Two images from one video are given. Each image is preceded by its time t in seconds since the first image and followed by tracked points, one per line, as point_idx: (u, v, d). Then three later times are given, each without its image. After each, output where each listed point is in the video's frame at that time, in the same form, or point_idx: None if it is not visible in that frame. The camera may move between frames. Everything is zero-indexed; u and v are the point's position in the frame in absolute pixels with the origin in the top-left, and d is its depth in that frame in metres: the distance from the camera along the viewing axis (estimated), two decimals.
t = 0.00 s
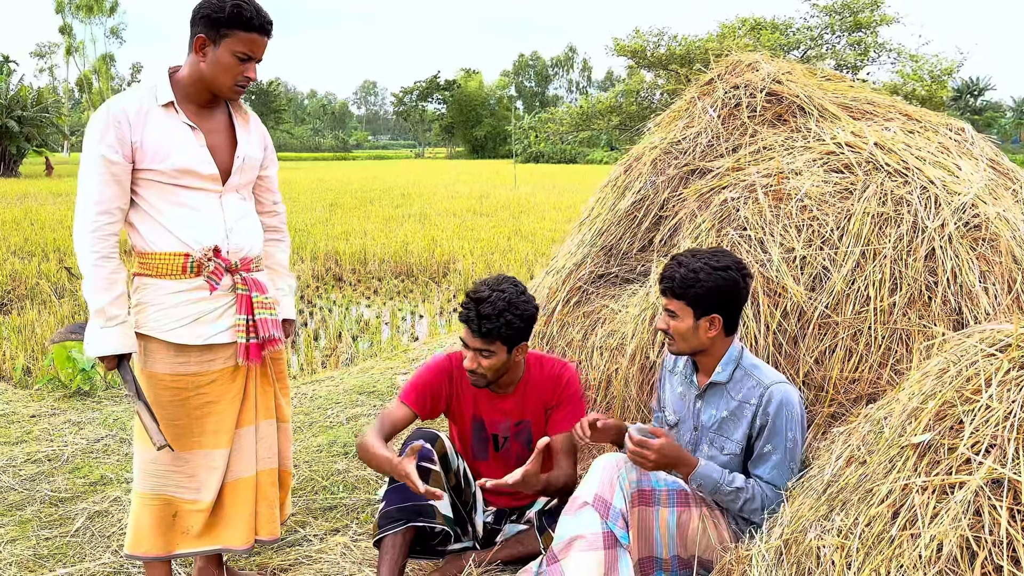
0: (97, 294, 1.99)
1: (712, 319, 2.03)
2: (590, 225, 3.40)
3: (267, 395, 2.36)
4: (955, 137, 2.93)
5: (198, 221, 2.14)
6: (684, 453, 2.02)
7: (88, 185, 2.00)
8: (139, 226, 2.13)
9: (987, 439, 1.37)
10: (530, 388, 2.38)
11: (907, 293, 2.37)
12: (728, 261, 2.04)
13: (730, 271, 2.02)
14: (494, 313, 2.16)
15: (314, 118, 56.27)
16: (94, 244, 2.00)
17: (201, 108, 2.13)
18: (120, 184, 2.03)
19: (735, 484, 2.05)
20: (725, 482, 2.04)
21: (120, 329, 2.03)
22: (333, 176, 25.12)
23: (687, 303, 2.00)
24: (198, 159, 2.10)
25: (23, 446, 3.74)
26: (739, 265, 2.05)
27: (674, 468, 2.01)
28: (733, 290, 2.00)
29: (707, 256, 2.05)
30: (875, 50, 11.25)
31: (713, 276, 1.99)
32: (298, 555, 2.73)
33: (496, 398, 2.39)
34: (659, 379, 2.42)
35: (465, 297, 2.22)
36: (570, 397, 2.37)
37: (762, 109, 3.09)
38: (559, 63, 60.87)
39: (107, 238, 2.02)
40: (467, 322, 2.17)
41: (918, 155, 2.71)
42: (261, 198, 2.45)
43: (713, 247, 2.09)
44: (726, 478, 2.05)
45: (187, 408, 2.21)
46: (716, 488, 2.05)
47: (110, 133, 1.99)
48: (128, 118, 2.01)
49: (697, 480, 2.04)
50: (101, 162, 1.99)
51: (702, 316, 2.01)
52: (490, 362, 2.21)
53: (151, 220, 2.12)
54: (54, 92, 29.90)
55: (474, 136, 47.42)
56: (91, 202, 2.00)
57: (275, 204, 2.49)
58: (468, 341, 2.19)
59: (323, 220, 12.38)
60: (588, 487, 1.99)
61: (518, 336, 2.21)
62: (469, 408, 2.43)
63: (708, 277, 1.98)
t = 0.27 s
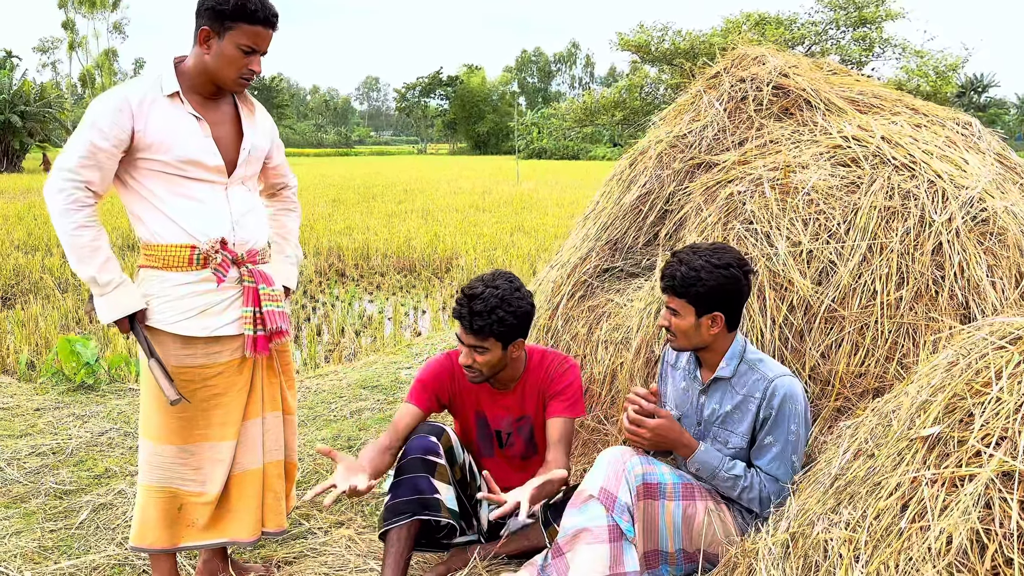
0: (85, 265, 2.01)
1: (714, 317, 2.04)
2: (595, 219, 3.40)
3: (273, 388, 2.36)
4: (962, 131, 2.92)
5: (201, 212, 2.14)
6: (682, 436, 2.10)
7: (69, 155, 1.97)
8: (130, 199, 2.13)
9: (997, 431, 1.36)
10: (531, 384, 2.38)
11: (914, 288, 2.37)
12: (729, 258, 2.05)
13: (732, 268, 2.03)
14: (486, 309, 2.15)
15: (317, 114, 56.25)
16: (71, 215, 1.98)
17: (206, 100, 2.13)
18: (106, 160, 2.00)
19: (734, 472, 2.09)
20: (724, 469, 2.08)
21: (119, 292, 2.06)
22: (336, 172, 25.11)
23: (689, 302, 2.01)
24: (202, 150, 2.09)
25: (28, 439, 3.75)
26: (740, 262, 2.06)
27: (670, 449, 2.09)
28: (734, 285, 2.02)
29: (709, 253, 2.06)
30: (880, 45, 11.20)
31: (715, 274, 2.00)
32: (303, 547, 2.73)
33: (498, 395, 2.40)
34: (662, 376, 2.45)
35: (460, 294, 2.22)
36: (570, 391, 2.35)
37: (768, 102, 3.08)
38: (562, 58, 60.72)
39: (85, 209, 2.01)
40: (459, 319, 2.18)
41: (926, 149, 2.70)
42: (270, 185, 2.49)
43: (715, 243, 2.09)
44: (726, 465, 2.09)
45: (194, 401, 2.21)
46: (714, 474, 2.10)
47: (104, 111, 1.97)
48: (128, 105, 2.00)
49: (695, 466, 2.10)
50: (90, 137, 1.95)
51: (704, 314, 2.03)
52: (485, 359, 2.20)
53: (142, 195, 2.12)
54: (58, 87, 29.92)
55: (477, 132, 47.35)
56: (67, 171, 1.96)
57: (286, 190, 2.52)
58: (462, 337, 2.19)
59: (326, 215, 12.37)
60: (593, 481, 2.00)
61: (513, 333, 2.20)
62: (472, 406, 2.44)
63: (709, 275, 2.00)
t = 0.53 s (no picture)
0: (80, 230, 2.03)
1: (718, 319, 2.05)
2: (601, 216, 3.39)
3: (279, 383, 2.37)
4: (971, 128, 2.90)
5: (207, 207, 2.14)
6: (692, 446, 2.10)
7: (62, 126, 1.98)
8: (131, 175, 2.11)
9: (1007, 429, 1.35)
10: (541, 376, 2.39)
11: (921, 285, 2.36)
12: (736, 261, 2.05)
13: (738, 271, 2.03)
14: (496, 287, 2.18)
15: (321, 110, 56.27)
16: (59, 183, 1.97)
17: (216, 96, 2.13)
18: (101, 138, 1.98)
19: (747, 480, 2.08)
20: (737, 479, 2.08)
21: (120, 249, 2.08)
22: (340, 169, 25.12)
23: (695, 303, 2.01)
24: (208, 146, 2.09)
25: (35, 435, 3.77)
26: (747, 265, 2.07)
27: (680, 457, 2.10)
28: (739, 289, 2.02)
29: (715, 255, 2.06)
30: (886, 41, 11.15)
31: (720, 277, 2.00)
32: (309, 544, 2.74)
33: (509, 387, 2.40)
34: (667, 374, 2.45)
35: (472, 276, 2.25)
36: (582, 381, 2.35)
37: (775, 99, 3.07)
38: (566, 55, 60.60)
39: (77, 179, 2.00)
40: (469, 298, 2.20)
41: (934, 146, 2.69)
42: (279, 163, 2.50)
43: (723, 244, 2.09)
44: (738, 474, 2.08)
45: (200, 396, 2.21)
46: (727, 484, 2.09)
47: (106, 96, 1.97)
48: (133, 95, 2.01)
49: (708, 478, 2.09)
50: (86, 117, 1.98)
51: (709, 316, 2.03)
52: (494, 341, 2.21)
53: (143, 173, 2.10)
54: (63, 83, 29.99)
55: (481, 129, 47.31)
56: (56, 140, 1.96)
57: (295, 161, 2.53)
58: (472, 318, 2.21)
59: (331, 212, 12.38)
60: (602, 478, 1.99)
61: (521, 313, 2.21)
62: (481, 397, 2.43)
63: (715, 277, 2.00)
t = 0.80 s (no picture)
0: (81, 206, 2.06)
1: (721, 324, 2.04)
2: (606, 215, 3.39)
3: (283, 383, 2.37)
4: (976, 127, 2.89)
5: (209, 204, 2.15)
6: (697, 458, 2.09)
7: (63, 109, 2.00)
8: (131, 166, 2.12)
9: (1012, 431, 1.34)
10: (550, 370, 2.39)
11: (927, 285, 2.35)
12: (743, 268, 2.03)
13: (745, 279, 2.01)
14: (509, 276, 2.21)
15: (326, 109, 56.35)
16: (54, 165, 2.00)
17: (223, 98, 2.14)
18: (98, 127, 1.99)
19: (751, 486, 2.08)
20: (740, 485, 2.07)
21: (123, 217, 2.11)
22: (345, 167, 25.15)
23: (697, 307, 2.01)
24: (212, 146, 2.10)
25: (41, 434, 3.79)
26: (755, 273, 2.05)
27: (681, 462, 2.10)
28: (744, 297, 2.01)
29: (723, 260, 2.05)
30: (892, 39, 11.10)
31: (725, 284, 1.99)
32: (314, 543, 2.74)
33: (518, 381, 2.40)
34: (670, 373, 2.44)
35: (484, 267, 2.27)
36: (590, 377, 2.36)
37: (780, 98, 3.06)
38: (571, 53, 60.54)
39: (75, 160, 2.03)
40: (483, 288, 2.23)
41: (940, 145, 2.68)
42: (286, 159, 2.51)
43: (733, 249, 2.08)
44: (742, 480, 2.08)
45: (204, 396, 2.22)
46: (731, 490, 2.09)
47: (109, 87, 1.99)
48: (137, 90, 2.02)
49: (710, 487, 2.10)
50: (85, 104, 1.99)
51: (711, 321, 2.03)
52: (507, 330, 2.22)
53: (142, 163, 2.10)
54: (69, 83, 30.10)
55: (486, 127, 47.31)
56: (54, 123, 1.99)
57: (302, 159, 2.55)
58: (484, 307, 2.23)
59: (336, 211, 12.40)
60: (605, 477, 1.99)
61: (533, 302, 2.23)
62: (490, 390, 2.43)
63: (720, 284, 1.99)
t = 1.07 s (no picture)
0: (97, 214, 2.12)
1: (723, 331, 2.05)
2: (611, 218, 3.39)
3: (288, 388, 2.38)
4: (982, 129, 2.88)
5: (217, 210, 2.17)
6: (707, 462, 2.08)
7: (73, 122, 2.02)
8: (140, 175, 2.14)
9: (1017, 436, 1.34)
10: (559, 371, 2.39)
11: (932, 287, 2.34)
12: (746, 276, 2.03)
13: (747, 287, 2.01)
14: (528, 279, 2.20)
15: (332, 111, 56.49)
16: (71, 179, 2.04)
17: (230, 104, 2.15)
18: (110, 140, 2.01)
19: (763, 492, 2.07)
20: (752, 492, 2.06)
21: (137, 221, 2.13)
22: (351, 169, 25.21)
23: (700, 314, 2.02)
24: (218, 153, 2.11)
25: (49, 436, 3.81)
26: (759, 280, 2.04)
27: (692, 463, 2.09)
28: (747, 305, 2.01)
29: (727, 267, 2.05)
30: (898, 39, 11.07)
31: (728, 292, 2.00)
32: (320, 546, 2.75)
33: (527, 380, 2.40)
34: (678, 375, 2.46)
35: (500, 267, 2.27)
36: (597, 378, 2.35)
37: (785, 100, 3.06)
38: (576, 54, 60.55)
39: (90, 171, 2.07)
40: (501, 289, 2.21)
41: (945, 147, 2.67)
42: (296, 163, 2.53)
43: (736, 256, 2.08)
44: (753, 487, 2.07)
45: (210, 401, 2.23)
46: (743, 497, 2.08)
47: (118, 98, 2.00)
48: (145, 99, 2.03)
49: (721, 491, 2.08)
50: (95, 116, 2.01)
51: (713, 327, 2.04)
52: (522, 331, 2.21)
53: (152, 173, 2.12)
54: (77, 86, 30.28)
55: (492, 128, 47.34)
56: (66, 136, 2.01)
57: (313, 165, 2.57)
58: (502, 308, 2.21)
59: (341, 213, 12.43)
60: (610, 481, 2.01)
61: (551, 304, 2.24)
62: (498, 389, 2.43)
63: (722, 292, 1.99)
